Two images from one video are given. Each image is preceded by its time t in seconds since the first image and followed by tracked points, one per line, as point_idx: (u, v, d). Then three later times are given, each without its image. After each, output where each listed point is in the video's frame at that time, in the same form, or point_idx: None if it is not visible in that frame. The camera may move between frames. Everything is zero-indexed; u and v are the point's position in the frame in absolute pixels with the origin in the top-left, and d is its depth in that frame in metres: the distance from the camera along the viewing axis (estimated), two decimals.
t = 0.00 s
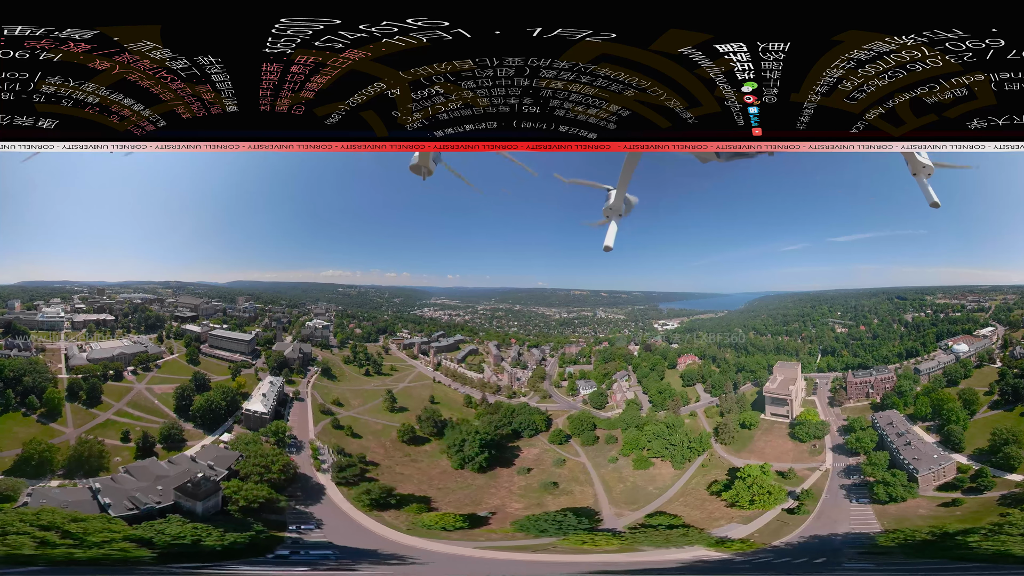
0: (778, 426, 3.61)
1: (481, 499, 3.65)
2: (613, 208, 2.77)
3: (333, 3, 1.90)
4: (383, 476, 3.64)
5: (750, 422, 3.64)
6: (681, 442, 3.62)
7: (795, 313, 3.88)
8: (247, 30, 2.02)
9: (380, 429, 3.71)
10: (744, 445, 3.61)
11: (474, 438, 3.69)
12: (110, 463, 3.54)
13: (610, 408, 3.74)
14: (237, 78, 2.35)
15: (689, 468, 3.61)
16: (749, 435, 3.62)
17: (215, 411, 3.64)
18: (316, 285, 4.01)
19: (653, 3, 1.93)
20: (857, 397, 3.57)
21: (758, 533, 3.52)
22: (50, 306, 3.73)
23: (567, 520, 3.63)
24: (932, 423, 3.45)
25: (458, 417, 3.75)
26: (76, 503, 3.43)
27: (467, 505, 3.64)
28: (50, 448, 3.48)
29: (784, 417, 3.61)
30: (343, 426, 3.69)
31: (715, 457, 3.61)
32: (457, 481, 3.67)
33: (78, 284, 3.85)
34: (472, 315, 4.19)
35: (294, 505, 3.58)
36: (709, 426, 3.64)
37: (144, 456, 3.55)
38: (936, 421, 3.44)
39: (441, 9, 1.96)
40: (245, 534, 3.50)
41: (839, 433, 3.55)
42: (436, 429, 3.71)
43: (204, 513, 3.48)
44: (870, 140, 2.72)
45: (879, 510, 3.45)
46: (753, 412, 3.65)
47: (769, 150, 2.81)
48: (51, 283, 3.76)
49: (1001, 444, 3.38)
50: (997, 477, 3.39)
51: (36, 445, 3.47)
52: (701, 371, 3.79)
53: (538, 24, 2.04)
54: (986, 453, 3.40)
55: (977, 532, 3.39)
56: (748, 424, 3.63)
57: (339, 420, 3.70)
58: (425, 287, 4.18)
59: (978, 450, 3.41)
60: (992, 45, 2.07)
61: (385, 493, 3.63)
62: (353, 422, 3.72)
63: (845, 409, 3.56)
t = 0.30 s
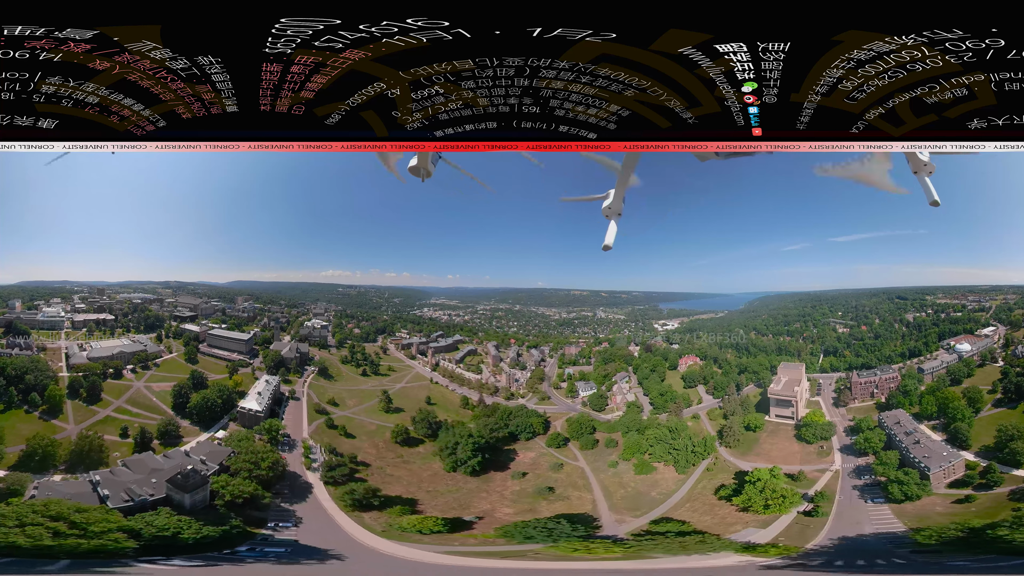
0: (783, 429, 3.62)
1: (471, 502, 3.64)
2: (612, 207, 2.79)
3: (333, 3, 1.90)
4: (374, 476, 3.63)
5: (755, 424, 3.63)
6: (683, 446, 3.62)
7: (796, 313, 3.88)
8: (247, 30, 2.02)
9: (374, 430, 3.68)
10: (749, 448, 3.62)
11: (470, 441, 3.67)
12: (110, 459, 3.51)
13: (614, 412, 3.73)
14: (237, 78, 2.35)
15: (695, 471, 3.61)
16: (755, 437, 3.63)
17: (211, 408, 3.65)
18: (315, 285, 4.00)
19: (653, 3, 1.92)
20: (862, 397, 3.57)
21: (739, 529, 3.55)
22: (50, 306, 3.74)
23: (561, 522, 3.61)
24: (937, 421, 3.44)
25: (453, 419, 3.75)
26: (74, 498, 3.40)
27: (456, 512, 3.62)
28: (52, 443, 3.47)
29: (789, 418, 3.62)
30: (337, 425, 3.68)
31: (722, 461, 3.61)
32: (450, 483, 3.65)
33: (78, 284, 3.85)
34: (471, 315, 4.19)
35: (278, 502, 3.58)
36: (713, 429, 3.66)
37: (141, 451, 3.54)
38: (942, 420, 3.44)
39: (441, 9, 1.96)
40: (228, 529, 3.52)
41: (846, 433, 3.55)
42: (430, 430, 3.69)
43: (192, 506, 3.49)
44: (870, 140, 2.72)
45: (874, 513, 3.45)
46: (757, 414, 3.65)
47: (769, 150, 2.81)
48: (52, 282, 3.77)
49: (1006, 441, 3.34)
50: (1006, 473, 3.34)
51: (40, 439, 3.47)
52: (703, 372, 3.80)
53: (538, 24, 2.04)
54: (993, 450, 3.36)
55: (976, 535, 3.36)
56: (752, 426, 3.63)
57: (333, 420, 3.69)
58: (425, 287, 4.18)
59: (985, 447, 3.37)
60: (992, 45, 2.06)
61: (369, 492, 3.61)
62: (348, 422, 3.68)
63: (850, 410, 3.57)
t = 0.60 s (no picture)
0: (789, 430, 3.61)
1: (458, 505, 3.65)
2: (612, 208, 2.78)
3: (333, 3, 1.90)
4: (364, 477, 3.63)
5: (760, 427, 3.63)
6: (687, 450, 3.62)
7: (798, 313, 3.88)
8: (247, 30, 2.02)
9: (368, 430, 3.70)
10: (756, 450, 3.62)
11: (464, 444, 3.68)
12: (110, 455, 3.51)
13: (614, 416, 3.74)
14: (237, 77, 2.35)
15: (700, 475, 3.62)
16: (760, 439, 3.62)
17: (207, 406, 3.63)
18: (315, 285, 4.00)
19: (653, 4, 1.92)
20: (867, 398, 3.59)
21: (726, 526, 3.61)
22: (50, 306, 3.75)
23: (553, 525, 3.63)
24: (943, 419, 3.45)
25: (449, 420, 3.73)
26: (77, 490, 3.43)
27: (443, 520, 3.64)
28: (55, 438, 3.49)
29: (795, 419, 3.61)
30: (331, 425, 3.72)
31: (728, 465, 3.61)
32: (439, 486, 3.65)
33: (78, 284, 3.86)
34: (471, 315, 4.20)
35: (264, 499, 3.57)
36: (717, 432, 3.65)
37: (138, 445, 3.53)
38: (946, 418, 3.44)
39: (441, 9, 1.96)
40: (207, 525, 3.51)
41: (852, 433, 3.57)
42: (425, 431, 3.70)
43: (183, 500, 3.48)
44: (870, 140, 2.73)
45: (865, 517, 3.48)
46: (762, 416, 3.65)
47: (769, 150, 2.82)
48: (52, 283, 3.79)
49: (1012, 437, 3.34)
50: (1012, 469, 3.36)
51: (43, 434, 3.49)
52: (705, 373, 3.80)
53: (538, 24, 2.04)
54: (998, 446, 3.36)
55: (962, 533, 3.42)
56: (758, 429, 3.63)
57: (327, 419, 3.72)
58: (425, 287, 4.17)
59: (990, 445, 3.38)
60: (992, 45, 2.06)
61: (353, 491, 3.62)
62: (342, 421, 3.73)
63: (854, 411, 3.59)
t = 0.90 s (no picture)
0: (795, 432, 3.61)
1: (442, 509, 3.68)
2: (611, 207, 2.80)
3: (333, 3, 1.90)
4: (353, 477, 3.65)
5: (766, 429, 3.64)
6: (689, 455, 3.64)
7: (799, 313, 3.88)
8: (247, 30, 2.02)
9: (363, 430, 3.69)
10: (763, 453, 3.63)
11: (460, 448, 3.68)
12: (110, 449, 3.54)
13: (614, 418, 3.74)
14: (237, 77, 2.35)
15: (705, 481, 3.65)
16: (766, 442, 3.64)
17: (204, 404, 3.64)
18: (315, 285, 4.00)
19: (653, 4, 1.92)
20: (872, 398, 3.59)
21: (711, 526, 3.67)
22: (51, 306, 3.76)
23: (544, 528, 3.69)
24: (949, 418, 3.46)
25: (445, 422, 3.73)
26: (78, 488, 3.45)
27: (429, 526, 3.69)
28: (58, 434, 3.51)
29: (800, 422, 3.62)
30: (324, 425, 3.69)
31: (735, 468, 3.64)
32: (426, 489, 3.67)
33: (78, 284, 3.85)
34: (471, 315, 4.20)
35: (251, 495, 3.57)
36: (722, 435, 3.66)
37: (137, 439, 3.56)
38: (952, 417, 3.45)
39: (442, 9, 1.96)
40: (191, 518, 3.52)
41: (859, 433, 3.58)
42: (418, 433, 3.71)
43: (174, 493, 3.52)
44: (870, 140, 2.73)
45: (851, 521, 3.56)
46: (767, 418, 3.65)
47: (769, 150, 2.82)
48: (52, 282, 3.80)
49: (1017, 434, 3.42)
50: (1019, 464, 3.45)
51: (45, 430, 3.50)
52: (705, 373, 3.79)
53: (538, 24, 2.04)
54: (1005, 442, 3.44)
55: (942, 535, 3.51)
56: (764, 431, 3.64)
57: (321, 419, 3.69)
58: (425, 287, 4.18)
59: (996, 441, 3.45)
60: (992, 45, 2.06)
61: (336, 490, 3.61)
62: (337, 421, 3.71)
63: (860, 411, 3.59)
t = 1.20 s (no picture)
0: (801, 433, 3.59)
1: (428, 512, 3.61)
2: (612, 205, 2.82)
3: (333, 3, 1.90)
4: (343, 476, 3.61)
5: (771, 431, 3.61)
6: (695, 459, 3.59)
7: (800, 314, 3.89)
8: (247, 30, 2.02)
9: (356, 430, 3.67)
10: (769, 456, 3.61)
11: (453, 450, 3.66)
12: (110, 444, 3.52)
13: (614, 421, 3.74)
14: (237, 78, 2.35)
15: (712, 485, 3.62)
16: (772, 444, 3.61)
17: (200, 402, 3.65)
18: (314, 285, 4.01)
19: (653, 3, 1.92)
20: (877, 397, 3.58)
21: (712, 530, 3.57)
22: (51, 305, 3.75)
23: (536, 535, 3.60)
24: (954, 416, 3.44)
25: (439, 424, 3.74)
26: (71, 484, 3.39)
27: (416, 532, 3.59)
28: (60, 429, 3.50)
29: (806, 422, 3.60)
30: (318, 424, 3.68)
31: (743, 472, 3.60)
32: (413, 491, 3.62)
33: (78, 284, 3.86)
34: (471, 315, 4.22)
35: (239, 492, 3.54)
36: (726, 438, 3.65)
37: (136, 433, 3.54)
38: (957, 416, 3.43)
39: (441, 9, 1.96)
40: (179, 511, 3.45)
41: (866, 433, 3.53)
42: (412, 434, 3.69)
43: (167, 486, 3.47)
44: (870, 140, 2.73)
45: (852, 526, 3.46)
46: (772, 421, 3.64)
47: (769, 149, 2.82)
48: (52, 282, 3.80)
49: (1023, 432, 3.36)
50: None
51: (48, 426, 3.50)
52: (707, 374, 3.78)
53: (538, 24, 2.04)
54: (1009, 440, 3.38)
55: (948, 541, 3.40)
56: (769, 433, 3.61)
57: (315, 419, 3.68)
58: (425, 287, 4.18)
59: (1001, 438, 3.39)
60: (992, 45, 2.06)
61: (320, 489, 3.57)
62: (330, 421, 3.68)
63: (865, 411, 3.57)
